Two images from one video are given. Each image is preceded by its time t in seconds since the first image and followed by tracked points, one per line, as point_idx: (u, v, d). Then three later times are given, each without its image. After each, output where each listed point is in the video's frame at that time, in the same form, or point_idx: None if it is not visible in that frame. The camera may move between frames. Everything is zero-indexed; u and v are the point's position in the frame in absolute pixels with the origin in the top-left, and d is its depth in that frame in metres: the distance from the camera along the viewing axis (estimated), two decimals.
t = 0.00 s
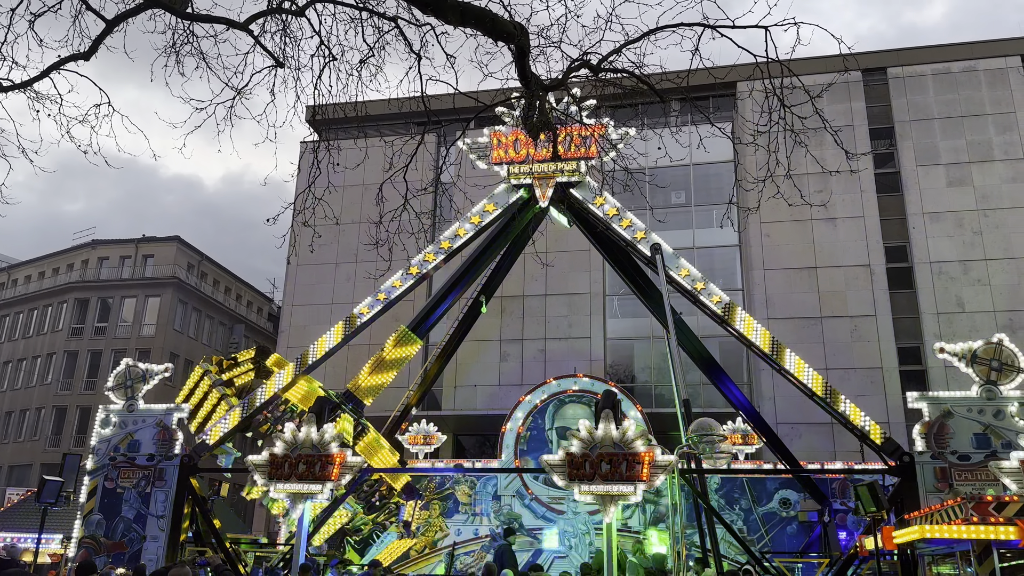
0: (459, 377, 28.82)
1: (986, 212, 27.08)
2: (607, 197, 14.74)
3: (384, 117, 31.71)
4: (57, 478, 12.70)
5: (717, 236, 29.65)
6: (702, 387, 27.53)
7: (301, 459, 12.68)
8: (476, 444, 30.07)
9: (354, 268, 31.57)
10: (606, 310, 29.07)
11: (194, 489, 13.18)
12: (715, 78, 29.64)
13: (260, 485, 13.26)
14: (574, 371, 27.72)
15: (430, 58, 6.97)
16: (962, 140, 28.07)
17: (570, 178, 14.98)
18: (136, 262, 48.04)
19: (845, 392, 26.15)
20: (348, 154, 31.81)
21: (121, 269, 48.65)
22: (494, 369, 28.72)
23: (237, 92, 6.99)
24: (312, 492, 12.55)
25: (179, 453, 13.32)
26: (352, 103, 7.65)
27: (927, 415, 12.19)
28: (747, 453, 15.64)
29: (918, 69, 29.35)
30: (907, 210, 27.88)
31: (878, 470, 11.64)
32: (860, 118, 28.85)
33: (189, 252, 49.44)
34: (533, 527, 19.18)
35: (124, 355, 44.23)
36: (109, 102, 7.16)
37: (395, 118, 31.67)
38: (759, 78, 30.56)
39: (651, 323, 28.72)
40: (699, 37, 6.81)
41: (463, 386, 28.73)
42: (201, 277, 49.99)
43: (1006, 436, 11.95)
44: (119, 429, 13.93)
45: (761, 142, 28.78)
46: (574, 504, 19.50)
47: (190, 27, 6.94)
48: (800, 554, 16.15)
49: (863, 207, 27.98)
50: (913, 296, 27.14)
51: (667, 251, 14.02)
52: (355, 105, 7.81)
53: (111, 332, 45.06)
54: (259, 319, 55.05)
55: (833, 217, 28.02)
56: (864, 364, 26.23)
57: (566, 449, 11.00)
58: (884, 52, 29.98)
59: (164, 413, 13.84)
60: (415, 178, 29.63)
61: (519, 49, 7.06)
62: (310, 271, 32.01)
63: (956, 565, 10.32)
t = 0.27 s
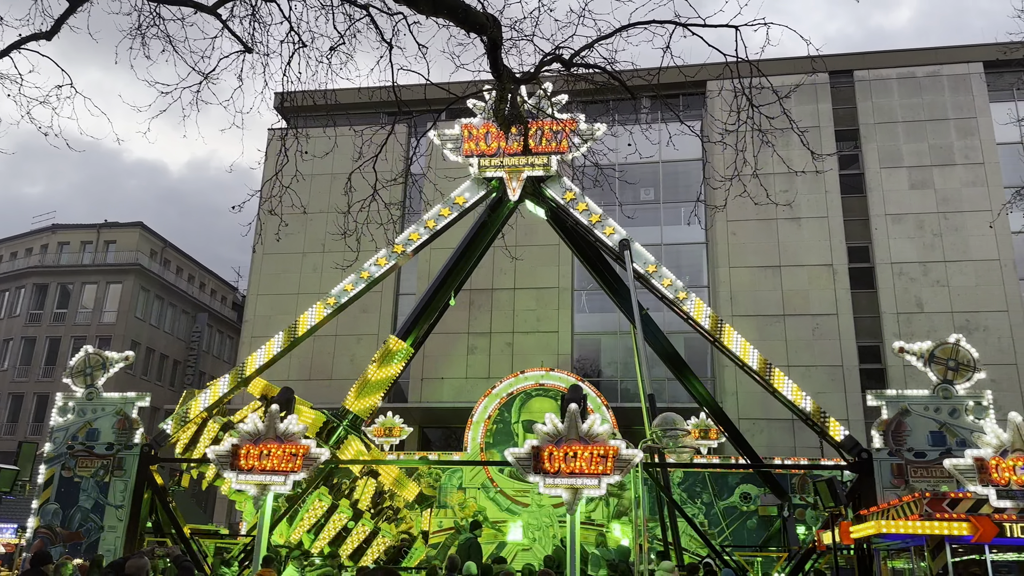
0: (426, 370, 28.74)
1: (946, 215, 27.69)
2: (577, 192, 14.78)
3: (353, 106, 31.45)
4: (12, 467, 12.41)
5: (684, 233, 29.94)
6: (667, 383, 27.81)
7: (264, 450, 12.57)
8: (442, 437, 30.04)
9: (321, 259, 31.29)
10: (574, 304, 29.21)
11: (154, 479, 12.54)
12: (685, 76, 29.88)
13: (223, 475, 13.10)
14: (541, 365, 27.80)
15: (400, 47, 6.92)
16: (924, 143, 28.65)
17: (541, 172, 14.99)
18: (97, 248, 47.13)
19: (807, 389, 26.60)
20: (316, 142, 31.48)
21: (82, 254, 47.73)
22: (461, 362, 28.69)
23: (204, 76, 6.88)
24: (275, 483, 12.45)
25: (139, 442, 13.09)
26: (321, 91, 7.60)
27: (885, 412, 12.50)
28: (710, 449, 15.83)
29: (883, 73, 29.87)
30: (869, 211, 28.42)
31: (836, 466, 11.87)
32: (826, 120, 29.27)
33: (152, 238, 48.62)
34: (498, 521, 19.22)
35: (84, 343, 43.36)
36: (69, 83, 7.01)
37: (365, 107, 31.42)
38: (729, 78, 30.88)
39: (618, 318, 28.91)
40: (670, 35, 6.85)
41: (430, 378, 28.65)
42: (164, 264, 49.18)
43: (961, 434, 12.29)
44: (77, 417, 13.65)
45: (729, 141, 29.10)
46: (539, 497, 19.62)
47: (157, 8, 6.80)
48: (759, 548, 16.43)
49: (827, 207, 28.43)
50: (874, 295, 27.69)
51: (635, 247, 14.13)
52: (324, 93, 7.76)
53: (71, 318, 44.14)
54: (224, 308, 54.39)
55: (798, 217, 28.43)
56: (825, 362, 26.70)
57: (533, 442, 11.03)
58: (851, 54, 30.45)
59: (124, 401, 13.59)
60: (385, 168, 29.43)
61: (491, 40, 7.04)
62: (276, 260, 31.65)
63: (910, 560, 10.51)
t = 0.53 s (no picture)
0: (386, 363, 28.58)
1: (901, 220, 28.36)
2: (542, 188, 14.79)
3: (317, 96, 31.07)
4: None
5: (646, 231, 30.20)
6: (627, 380, 28.07)
7: (218, 443, 12.36)
8: (401, 431, 29.92)
9: (281, 249, 30.88)
10: (536, 300, 29.30)
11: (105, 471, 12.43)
12: (650, 76, 30.13)
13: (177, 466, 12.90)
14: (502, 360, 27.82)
15: (366, 37, 6.84)
16: (881, 149, 29.30)
17: (506, 167, 14.97)
18: (49, 233, 45.91)
19: (762, 387, 27.07)
20: (278, 131, 31.04)
21: (33, 239, 46.49)
22: (422, 355, 28.58)
23: (164, 60, 6.71)
24: (230, 475, 12.28)
25: (90, 433, 12.79)
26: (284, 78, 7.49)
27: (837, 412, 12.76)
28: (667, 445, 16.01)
29: (843, 78, 30.46)
30: (827, 214, 29.01)
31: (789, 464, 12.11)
32: (787, 123, 29.75)
33: (107, 224, 47.52)
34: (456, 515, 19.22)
35: (33, 330, 42.22)
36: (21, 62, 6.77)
37: (328, 97, 31.07)
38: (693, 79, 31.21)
39: (580, 315, 29.08)
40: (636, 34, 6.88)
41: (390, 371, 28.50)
42: (119, 251, 48.13)
43: (910, 434, 12.54)
44: (25, 406, 13.28)
45: (692, 142, 29.42)
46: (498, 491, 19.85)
47: None
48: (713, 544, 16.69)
49: (786, 209, 28.91)
50: (830, 297, 28.27)
51: (597, 245, 14.18)
52: (287, 81, 7.66)
53: (20, 305, 42.95)
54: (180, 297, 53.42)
55: (758, 218, 28.87)
56: (781, 361, 27.19)
57: (492, 436, 11.00)
58: (812, 59, 30.99)
59: (75, 391, 13.26)
60: (348, 159, 29.14)
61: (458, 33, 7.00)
62: (235, 250, 31.15)
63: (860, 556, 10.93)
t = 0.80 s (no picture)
0: (340, 358, 28.28)
1: (850, 226, 29.05)
2: (501, 184, 14.76)
3: (273, 85, 30.56)
4: None
5: (603, 231, 30.40)
6: (581, 378, 28.24)
7: (164, 437, 12.08)
8: (354, 427, 29.64)
9: (233, 240, 30.30)
10: (493, 298, 29.27)
11: (46, 463, 12.23)
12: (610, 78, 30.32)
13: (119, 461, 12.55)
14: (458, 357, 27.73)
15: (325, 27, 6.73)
16: (833, 156, 29.96)
17: (465, 163, 14.91)
18: None
19: (713, 388, 27.48)
20: (233, 120, 30.45)
21: None
22: (377, 351, 28.33)
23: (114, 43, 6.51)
24: (175, 470, 12.00)
25: (30, 425, 12.37)
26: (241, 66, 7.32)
27: (785, 412, 13.02)
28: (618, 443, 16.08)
29: (798, 86, 31.06)
30: (779, 219, 29.58)
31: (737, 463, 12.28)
32: (742, 128, 30.23)
33: (52, 210, 46.09)
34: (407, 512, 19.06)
35: None
36: None
37: (285, 87, 30.58)
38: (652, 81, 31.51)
39: (536, 313, 29.16)
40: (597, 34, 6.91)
41: (343, 367, 28.20)
42: (65, 239, 46.74)
43: (855, 435, 12.86)
44: None
45: (650, 143, 29.70)
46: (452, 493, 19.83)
47: None
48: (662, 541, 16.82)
49: (740, 213, 29.38)
50: (780, 300, 28.84)
51: (555, 243, 14.20)
52: (243, 68, 7.48)
53: None
54: (128, 288, 52.10)
55: (712, 221, 29.29)
56: (732, 362, 27.64)
57: (446, 433, 10.97)
58: (768, 66, 31.53)
59: (13, 382, 12.79)
60: (304, 150, 28.73)
61: (418, 27, 6.94)
62: (186, 240, 30.46)
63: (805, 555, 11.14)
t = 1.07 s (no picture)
0: (293, 355, 27.87)
1: (802, 232, 29.68)
2: (460, 183, 14.71)
3: (229, 76, 30.02)
4: None
5: (562, 232, 30.55)
6: (537, 378, 28.33)
7: (109, 432, 11.74)
8: (306, 425, 29.25)
9: (185, 233, 29.64)
10: (450, 296, 29.17)
11: None
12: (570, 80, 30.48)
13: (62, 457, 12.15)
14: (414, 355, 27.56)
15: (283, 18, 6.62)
16: (786, 163, 30.57)
17: (424, 161, 14.85)
18: None
19: (667, 389, 27.80)
20: (187, 110, 29.81)
21: None
22: (331, 348, 28.01)
23: (64, 27, 6.32)
24: (120, 466, 11.68)
25: None
26: (196, 56, 7.16)
27: (736, 414, 13.24)
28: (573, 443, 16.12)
29: (754, 93, 31.63)
30: (733, 224, 30.09)
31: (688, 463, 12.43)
32: (699, 133, 30.67)
33: None
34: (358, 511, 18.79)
35: None
36: None
37: (241, 78, 30.07)
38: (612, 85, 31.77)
39: (493, 312, 29.16)
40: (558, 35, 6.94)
41: (297, 363, 27.81)
42: (9, 228, 45.28)
43: (803, 437, 13.16)
44: None
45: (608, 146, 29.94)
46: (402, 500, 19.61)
47: None
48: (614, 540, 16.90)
49: (695, 217, 29.79)
50: (733, 303, 29.31)
51: (513, 242, 14.19)
52: (198, 58, 7.32)
53: None
54: (74, 280, 50.66)
55: (668, 224, 29.64)
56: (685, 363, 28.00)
57: (400, 432, 10.87)
58: (725, 73, 32.04)
59: None
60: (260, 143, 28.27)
61: (379, 22, 6.89)
62: (136, 232, 29.71)
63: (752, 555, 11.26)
